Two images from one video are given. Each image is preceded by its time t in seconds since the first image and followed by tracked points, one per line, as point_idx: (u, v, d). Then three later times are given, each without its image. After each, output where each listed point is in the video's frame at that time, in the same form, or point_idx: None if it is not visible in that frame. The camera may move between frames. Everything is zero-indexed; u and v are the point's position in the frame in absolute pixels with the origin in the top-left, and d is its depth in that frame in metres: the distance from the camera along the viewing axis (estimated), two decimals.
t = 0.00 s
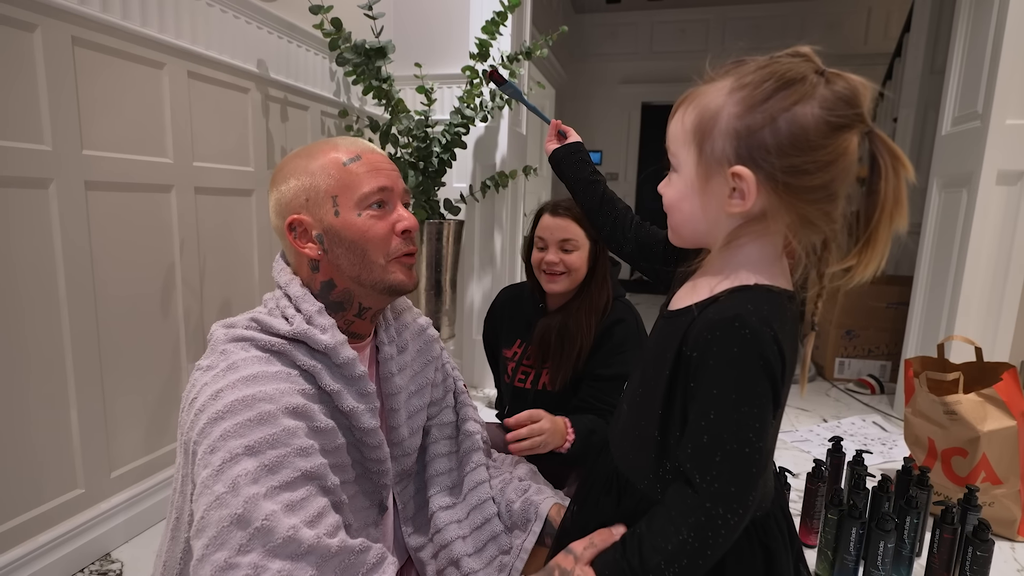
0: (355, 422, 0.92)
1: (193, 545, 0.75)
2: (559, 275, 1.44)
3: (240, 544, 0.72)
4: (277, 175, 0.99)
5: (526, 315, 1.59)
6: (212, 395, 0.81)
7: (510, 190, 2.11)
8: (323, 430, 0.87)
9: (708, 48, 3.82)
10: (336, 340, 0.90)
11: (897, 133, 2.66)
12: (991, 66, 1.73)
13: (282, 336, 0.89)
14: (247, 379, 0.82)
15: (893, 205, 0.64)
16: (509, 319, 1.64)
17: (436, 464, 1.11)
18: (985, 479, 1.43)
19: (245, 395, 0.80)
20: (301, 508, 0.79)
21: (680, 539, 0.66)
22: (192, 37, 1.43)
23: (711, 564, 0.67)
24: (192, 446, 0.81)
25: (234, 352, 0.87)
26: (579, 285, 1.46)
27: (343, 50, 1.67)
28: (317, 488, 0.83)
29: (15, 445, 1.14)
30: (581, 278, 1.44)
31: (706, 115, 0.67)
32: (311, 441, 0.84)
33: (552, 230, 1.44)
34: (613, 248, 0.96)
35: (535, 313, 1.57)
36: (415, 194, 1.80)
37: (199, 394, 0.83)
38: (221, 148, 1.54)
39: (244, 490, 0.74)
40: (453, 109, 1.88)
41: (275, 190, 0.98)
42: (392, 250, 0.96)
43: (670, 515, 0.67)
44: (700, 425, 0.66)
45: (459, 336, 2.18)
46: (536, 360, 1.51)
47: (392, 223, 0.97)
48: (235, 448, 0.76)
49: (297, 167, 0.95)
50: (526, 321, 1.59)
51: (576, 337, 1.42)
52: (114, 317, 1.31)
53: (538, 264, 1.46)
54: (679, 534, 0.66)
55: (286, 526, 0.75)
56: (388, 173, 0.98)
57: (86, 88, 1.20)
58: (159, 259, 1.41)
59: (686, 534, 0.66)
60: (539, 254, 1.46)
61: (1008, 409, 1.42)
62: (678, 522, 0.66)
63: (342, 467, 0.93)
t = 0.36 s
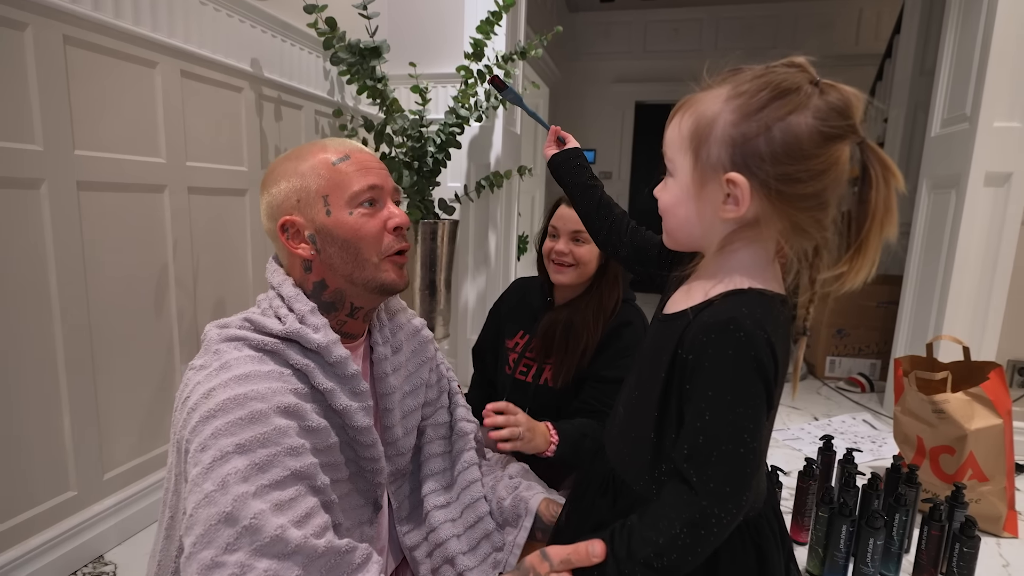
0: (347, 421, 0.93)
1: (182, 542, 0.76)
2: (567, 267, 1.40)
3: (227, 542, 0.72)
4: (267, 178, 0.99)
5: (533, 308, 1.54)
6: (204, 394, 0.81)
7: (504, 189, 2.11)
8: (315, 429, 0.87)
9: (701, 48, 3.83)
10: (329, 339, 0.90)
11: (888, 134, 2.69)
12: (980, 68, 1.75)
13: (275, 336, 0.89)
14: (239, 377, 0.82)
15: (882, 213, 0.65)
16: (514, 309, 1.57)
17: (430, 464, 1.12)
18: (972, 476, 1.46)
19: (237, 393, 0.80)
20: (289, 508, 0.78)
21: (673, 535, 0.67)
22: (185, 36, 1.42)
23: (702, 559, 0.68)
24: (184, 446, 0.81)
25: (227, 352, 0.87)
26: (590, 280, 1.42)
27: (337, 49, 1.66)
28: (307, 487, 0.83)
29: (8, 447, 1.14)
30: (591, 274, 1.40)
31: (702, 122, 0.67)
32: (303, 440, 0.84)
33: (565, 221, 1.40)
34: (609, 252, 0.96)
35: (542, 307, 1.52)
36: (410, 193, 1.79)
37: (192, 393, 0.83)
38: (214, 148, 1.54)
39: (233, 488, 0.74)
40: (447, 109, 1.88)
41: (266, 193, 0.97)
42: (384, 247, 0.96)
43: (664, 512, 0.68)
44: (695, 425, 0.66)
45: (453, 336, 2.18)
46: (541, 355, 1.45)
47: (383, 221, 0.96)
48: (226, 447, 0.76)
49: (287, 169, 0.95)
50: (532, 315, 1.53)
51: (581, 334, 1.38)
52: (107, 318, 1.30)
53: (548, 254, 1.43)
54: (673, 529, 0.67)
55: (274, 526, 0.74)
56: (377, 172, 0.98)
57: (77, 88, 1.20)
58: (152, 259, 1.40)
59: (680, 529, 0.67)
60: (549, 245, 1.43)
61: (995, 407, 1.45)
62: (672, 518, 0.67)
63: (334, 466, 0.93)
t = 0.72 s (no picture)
0: (349, 417, 0.92)
1: (186, 537, 0.75)
2: (572, 266, 1.39)
3: (231, 538, 0.72)
4: (270, 175, 0.98)
5: (533, 310, 1.50)
6: (210, 389, 0.80)
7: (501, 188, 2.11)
8: (318, 426, 0.87)
9: (696, 49, 3.84)
10: (331, 336, 0.90)
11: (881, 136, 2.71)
12: (973, 71, 1.77)
13: (278, 332, 0.89)
14: (244, 373, 0.82)
15: (888, 211, 0.65)
16: (514, 315, 1.53)
17: (425, 460, 1.12)
18: (964, 475, 1.48)
19: (242, 389, 0.80)
20: (293, 505, 0.78)
21: (665, 524, 0.67)
22: (181, 32, 1.41)
23: (696, 552, 0.68)
24: (188, 440, 0.80)
25: (231, 347, 0.86)
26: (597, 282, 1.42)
27: (334, 46, 1.65)
28: (310, 484, 0.83)
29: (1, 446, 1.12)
30: (595, 273, 1.39)
31: (707, 123, 0.68)
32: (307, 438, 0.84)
33: (574, 218, 1.41)
34: (613, 252, 0.96)
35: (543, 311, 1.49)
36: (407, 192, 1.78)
37: (197, 388, 0.82)
38: (211, 145, 1.52)
39: (239, 484, 0.74)
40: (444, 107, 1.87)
41: (269, 190, 0.97)
42: (386, 244, 0.96)
43: (660, 504, 0.68)
44: (698, 421, 0.67)
45: (449, 334, 2.17)
46: (550, 361, 1.42)
47: (385, 220, 0.96)
48: (232, 442, 0.76)
49: (291, 167, 0.94)
50: (532, 317, 1.50)
51: (592, 340, 1.38)
52: (101, 315, 1.29)
53: (554, 249, 1.41)
54: (667, 518, 0.67)
55: (278, 522, 0.74)
56: (380, 172, 0.98)
57: (72, 84, 1.18)
58: (147, 257, 1.38)
59: (674, 519, 0.67)
60: (555, 244, 1.41)
61: (986, 407, 1.46)
62: (667, 508, 0.68)
63: (336, 463, 0.93)
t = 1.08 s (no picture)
0: (352, 420, 0.92)
1: (193, 545, 0.74)
2: (569, 262, 1.36)
3: (239, 544, 0.71)
4: (267, 177, 0.97)
5: (530, 312, 1.49)
6: (212, 395, 0.80)
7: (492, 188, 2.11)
8: (322, 429, 0.87)
9: (679, 45, 3.87)
10: (332, 338, 0.89)
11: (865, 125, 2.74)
12: (954, 57, 1.80)
13: (278, 336, 0.88)
14: (245, 378, 0.81)
15: (883, 190, 0.66)
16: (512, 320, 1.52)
17: (429, 460, 1.12)
18: (961, 455, 1.50)
19: (244, 393, 0.79)
20: (300, 508, 0.77)
21: (678, 511, 0.67)
22: (166, 41, 1.39)
23: (708, 536, 0.68)
24: (191, 447, 0.79)
25: (232, 352, 0.85)
26: (595, 277, 1.41)
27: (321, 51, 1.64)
28: (315, 488, 0.82)
29: None
30: (593, 268, 1.38)
31: (701, 112, 0.68)
32: (310, 441, 0.83)
33: (570, 214, 1.39)
34: (614, 244, 0.96)
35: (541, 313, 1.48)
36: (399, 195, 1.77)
37: (199, 395, 0.82)
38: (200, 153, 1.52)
39: (245, 489, 0.73)
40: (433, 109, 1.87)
41: (266, 192, 0.96)
42: (385, 246, 0.95)
43: (672, 491, 0.69)
44: (705, 406, 0.67)
45: (445, 336, 2.17)
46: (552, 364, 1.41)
47: (384, 222, 0.96)
48: (236, 447, 0.75)
49: (288, 169, 0.94)
50: (529, 319, 1.49)
51: (596, 340, 1.36)
52: (95, 328, 1.28)
53: (550, 247, 1.39)
54: (679, 505, 0.68)
55: (286, 526, 0.73)
56: (378, 174, 0.97)
57: (57, 95, 1.17)
58: (139, 268, 1.37)
59: (686, 506, 0.67)
60: (550, 241, 1.40)
61: (981, 387, 1.47)
62: (679, 495, 0.68)
63: (340, 466, 0.92)
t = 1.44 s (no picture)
0: (352, 419, 0.91)
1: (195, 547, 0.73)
2: (568, 260, 1.36)
3: (242, 546, 0.70)
4: (267, 170, 0.95)
5: (529, 309, 1.49)
6: (211, 395, 0.78)
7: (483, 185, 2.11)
8: (322, 428, 0.86)
9: (667, 43, 3.89)
10: (332, 337, 0.89)
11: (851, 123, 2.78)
12: (938, 57, 1.83)
13: (277, 334, 0.87)
14: (245, 378, 0.80)
15: (884, 188, 0.67)
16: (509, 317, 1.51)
17: (427, 456, 1.11)
18: (946, 447, 1.53)
19: (245, 393, 0.78)
20: (302, 509, 0.76)
21: (684, 508, 0.68)
22: (153, 34, 1.37)
23: (714, 532, 0.69)
24: (190, 449, 0.78)
25: (230, 352, 0.84)
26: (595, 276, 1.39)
27: (310, 46, 1.62)
28: (317, 488, 0.81)
29: None
30: (592, 266, 1.37)
31: (704, 108, 0.69)
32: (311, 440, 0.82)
33: (569, 211, 1.38)
34: (613, 241, 0.97)
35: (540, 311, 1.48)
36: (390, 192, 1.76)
37: (197, 395, 0.81)
38: (188, 149, 1.49)
39: (247, 490, 0.72)
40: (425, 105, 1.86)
41: (266, 186, 0.94)
42: (386, 247, 0.95)
43: (677, 488, 0.69)
44: (708, 403, 0.68)
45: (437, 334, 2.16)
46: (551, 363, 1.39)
47: (386, 222, 0.95)
48: (237, 448, 0.74)
49: (290, 164, 0.92)
50: (529, 316, 1.48)
51: (595, 340, 1.34)
52: (82, 327, 1.25)
53: (549, 243, 1.38)
54: (684, 502, 0.68)
55: (290, 527, 0.73)
56: (382, 173, 0.96)
57: (41, 89, 1.14)
58: (127, 266, 1.35)
59: (691, 502, 0.68)
60: (549, 237, 1.39)
61: (965, 380, 1.51)
62: (684, 492, 0.68)
63: (340, 465, 0.91)
